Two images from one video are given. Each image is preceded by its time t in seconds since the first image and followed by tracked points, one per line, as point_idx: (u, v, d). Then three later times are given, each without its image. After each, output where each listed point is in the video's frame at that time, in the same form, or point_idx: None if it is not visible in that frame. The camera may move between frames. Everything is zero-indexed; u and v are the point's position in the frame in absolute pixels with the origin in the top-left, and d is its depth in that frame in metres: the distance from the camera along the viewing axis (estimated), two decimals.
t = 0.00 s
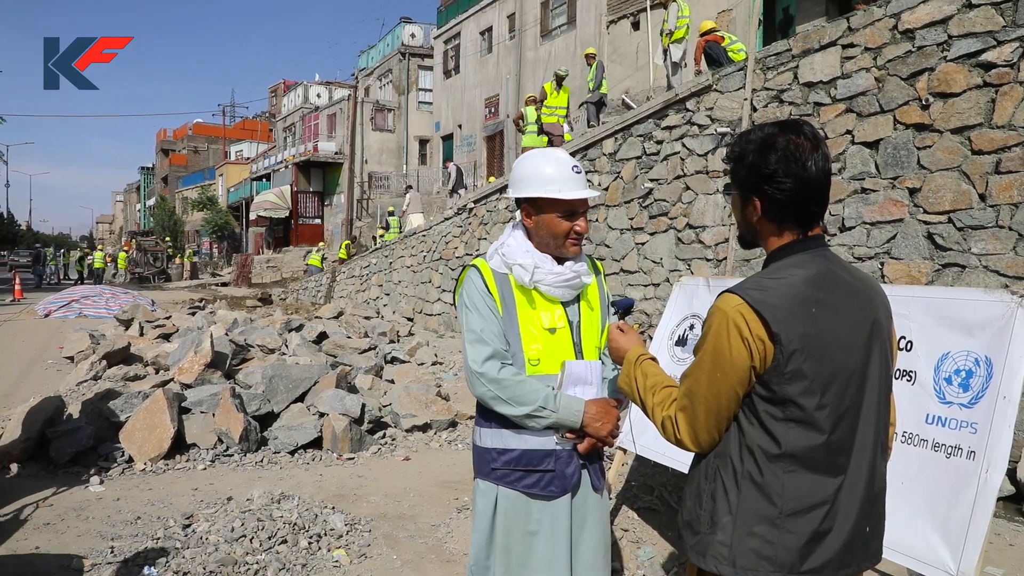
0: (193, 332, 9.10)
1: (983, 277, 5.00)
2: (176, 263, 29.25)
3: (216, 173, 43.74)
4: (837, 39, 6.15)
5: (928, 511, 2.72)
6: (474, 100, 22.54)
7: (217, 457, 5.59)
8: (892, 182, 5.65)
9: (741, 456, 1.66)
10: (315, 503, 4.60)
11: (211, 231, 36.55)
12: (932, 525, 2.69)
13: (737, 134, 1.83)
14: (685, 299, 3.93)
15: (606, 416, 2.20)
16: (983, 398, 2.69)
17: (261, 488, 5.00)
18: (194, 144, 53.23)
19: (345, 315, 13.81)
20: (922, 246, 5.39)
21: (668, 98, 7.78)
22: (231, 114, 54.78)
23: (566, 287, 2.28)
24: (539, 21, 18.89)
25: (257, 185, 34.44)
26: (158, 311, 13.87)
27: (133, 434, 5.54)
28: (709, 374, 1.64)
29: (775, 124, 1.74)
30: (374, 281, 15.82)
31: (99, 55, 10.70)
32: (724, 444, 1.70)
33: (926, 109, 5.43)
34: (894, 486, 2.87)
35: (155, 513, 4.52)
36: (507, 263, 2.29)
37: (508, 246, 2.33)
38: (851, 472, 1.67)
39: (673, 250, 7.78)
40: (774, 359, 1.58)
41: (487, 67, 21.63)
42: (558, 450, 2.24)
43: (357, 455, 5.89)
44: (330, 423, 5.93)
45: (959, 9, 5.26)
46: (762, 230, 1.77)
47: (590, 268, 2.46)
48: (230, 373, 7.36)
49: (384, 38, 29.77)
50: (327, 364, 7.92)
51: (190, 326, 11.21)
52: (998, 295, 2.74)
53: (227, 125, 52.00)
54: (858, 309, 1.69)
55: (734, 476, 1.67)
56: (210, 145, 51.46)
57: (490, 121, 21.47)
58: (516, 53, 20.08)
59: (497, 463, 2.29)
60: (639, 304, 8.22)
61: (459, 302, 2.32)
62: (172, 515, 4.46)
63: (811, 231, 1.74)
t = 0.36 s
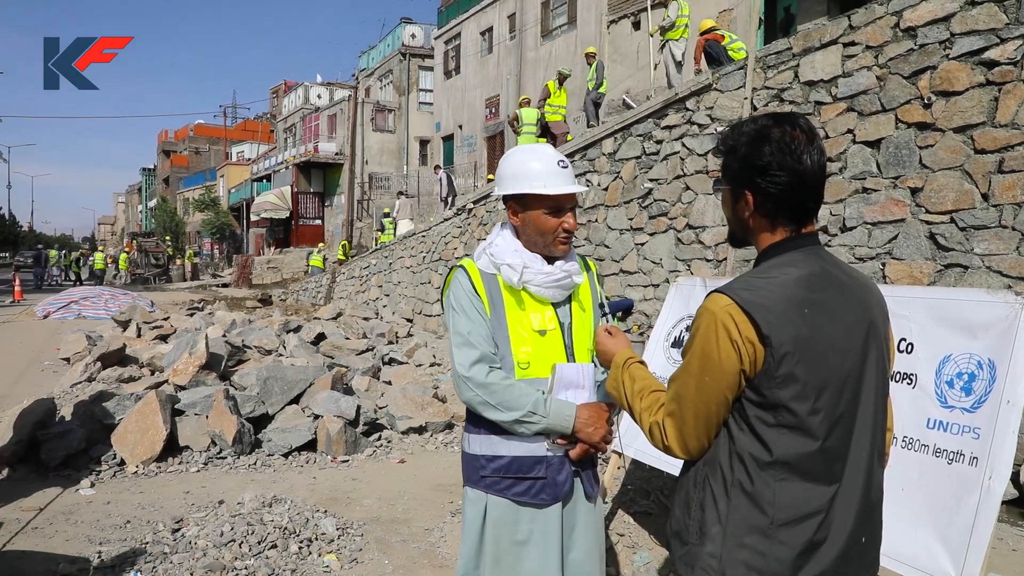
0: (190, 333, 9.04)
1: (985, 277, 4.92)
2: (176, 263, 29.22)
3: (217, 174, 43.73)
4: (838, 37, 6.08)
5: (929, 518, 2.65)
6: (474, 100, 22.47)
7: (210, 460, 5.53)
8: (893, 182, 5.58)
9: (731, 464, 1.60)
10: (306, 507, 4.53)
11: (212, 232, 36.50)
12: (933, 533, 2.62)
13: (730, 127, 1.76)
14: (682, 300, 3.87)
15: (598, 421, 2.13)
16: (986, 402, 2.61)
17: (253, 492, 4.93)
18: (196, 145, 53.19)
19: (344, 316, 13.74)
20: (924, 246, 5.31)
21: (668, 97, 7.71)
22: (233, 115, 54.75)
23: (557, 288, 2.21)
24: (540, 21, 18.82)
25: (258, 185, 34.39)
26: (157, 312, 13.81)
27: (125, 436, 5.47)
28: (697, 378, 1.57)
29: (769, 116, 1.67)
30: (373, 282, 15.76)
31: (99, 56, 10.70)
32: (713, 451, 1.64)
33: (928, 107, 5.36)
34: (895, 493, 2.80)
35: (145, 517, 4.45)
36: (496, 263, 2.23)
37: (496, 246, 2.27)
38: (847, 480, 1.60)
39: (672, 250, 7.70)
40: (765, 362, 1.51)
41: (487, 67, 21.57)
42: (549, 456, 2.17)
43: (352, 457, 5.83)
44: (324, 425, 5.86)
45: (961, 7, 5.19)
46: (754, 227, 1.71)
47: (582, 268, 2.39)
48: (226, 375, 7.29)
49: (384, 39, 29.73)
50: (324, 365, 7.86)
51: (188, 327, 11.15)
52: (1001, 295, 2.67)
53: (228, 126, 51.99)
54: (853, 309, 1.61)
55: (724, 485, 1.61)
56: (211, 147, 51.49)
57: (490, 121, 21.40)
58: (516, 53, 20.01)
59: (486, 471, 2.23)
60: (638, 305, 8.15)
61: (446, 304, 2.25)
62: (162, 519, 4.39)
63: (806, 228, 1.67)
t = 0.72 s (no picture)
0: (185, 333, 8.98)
1: (986, 276, 4.84)
2: (177, 263, 29.18)
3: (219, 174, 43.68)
4: (838, 33, 5.99)
5: (927, 526, 2.57)
6: (474, 99, 22.38)
7: (200, 462, 5.47)
8: (893, 180, 5.49)
9: (716, 474, 1.53)
10: (295, 511, 4.46)
11: (213, 232, 36.45)
12: (930, 541, 2.54)
13: (710, 123, 1.69)
14: (676, 300, 3.79)
15: (585, 427, 2.05)
16: (985, 407, 2.52)
17: (242, 495, 4.86)
18: (197, 144, 53.14)
19: (343, 315, 13.67)
20: (925, 245, 5.23)
21: (666, 95, 7.63)
22: (235, 114, 54.72)
23: (541, 288, 2.13)
24: (540, 19, 18.73)
25: (259, 185, 34.33)
26: (156, 312, 13.76)
27: (114, 439, 5.41)
28: (680, 384, 1.50)
29: (749, 108, 1.61)
30: (372, 281, 15.68)
31: (99, 56, 10.68)
32: (698, 460, 1.57)
33: (928, 104, 5.27)
34: (891, 500, 2.72)
35: (131, 521, 4.39)
36: (477, 264, 2.15)
37: (477, 246, 2.19)
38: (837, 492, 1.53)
39: (671, 249, 7.62)
40: (752, 367, 1.44)
41: (487, 66, 21.49)
42: (535, 465, 2.10)
43: (344, 459, 5.75)
44: (317, 427, 5.79)
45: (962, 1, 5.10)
46: (739, 223, 1.63)
47: (567, 268, 2.32)
48: (220, 376, 7.22)
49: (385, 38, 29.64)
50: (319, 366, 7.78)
51: (185, 327, 11.08)
52: (1002, 296, 2.59)
53: (230, 126, 51.94)
54: (844, 311, 1.54)
55: (709, 497, 1.53)
56: (213, 146, 51.46)
57: (491, 120, 21.29)
58: (516, 51, 19.89)
59: (470, 481, 2.15)
60: (637, 305, 8.07)
61: (426, 308, 2.17)
62: (148, 524, 4.33)
63: (792, 224, 1.60)
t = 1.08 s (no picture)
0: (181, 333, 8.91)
1: (989, 276, 4.75)
2: (178, 262, 29.15)
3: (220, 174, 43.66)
4: (838, 30, 5.91)
5: (926, 532, 2.49)
6: (475, 99, 22.31)
7: (191, 463, 5.40)
8: (894, 178, 5.42)
9: (704, 479, 1.45)
10: (284, 513, 4.39)
11: (214, 231, 36.41)
12: (930, 548, 2.47)
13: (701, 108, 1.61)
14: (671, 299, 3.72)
15: (571, 429, 1.99)
16: (987, 409, 2.45)
17: (232, 497, 4.80)
18: (199, 144, 53.14)
19: (341, 315, 13.60)
20: (926, 244, 5.15)
21: (666, 93, 7.55)
22: (237, 114, 54.70)
23: (526, 286, 2.06)
24: (541, 18, 18.65)
25: (260, 184, 34.28)
26: (154, 311, 13.69)
27: (103, 439, 5.37)
28: (666, 383, 1.42)
29: (746, 91, 1.53)
30: (372, 281, 15.62)
31: (98, 55, 10.64)
32: (685, 463, 1.49)
33: (930, 101, 5.19)
34: (890, 504, 2.65)
35: (119, 522, 4.32)
36: (461, 260, 2.08)
37: (461, 242, 2.12)
38: (832, 496, 1.45)
39: (671, 248, 7.55)
40: (742, 365, 1.37)
41: (488, 66, 21.42)
42: (520, 467, 2.03)
43: (338, 460, 5.68)
44: (310, 428, 5.72)
45: None
46: (734, 214, 1.55)
47: (553, 263, 2.25)
48: (214, 375, 7.16)
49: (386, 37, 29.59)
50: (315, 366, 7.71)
51: (183, 326, 11.02)
52: (1005, 294, 2.51)
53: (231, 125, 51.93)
54: (838, 306, 1.47)
55: (696, 502, 1.46)
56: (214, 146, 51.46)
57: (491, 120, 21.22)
58: (517, 50, 19.81)
59: (453, 485, 2.08)
60: (636, 304, 7.99)
61: (407, 306, 2.10)
62: (136, 526, 4.26)
63: (789, 216, 1.53)
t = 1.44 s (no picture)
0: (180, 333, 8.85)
1: (996, 277, 4.67)
2: (178, 262, 29.10)
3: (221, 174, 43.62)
4: (843, 29, 5.83)
5: (945, 543, 2.42)
6: (476, 99, 22.25)
7: (188, 465, 5.34)
8: (900, 178, 5.34)
9: (718, 491, 1.39)
10: (282, 517, 4.31)
11: (215, 231, 36.36)
12: (949, 559, 2.39)
13: (716, 99, 1.54)
14: (676, 300, 3.65)
15: (575, 433, 1.91)
16: (1008, 415, 2.37)
17: (229, 500, 4.72)
18: (200, 144, 53.11)
19: (342, 315, 13.52)
20: (932, 245, 5.07)
21: (669, 92, 7.48)
22: (238, 114, 54.67)
23: (528, 284, 1.98)
24: (542, 17, 18.58)
25: (261, 184, 34.23)
26: (153, 311, 13.63)
27: (99, 441, 5.29)
28: (679, 389, 1.36)
29: (764, 81, 1.47)
30: (373, 281, 15.55)
31: (98, 54, 10.60)
32: (698, 473, 1.43)
33: (937, 101, 5.11)
34: (905, 513, 2.57)
35: (114, 526, 4.25)
36: (459, 258, 2.00)
37: (458, 239, 2.04)
38: (854, 510, 1.38)
39: (673, 249, 7.47)
40: (760, 371, 1.30)
41: (490, 65, 21.34)
42: (521, 474, 1.95)
43: (337, 463, 5.61)
44: (309, 430, 5.65)
45: None
46: (754, 211, 1.48)
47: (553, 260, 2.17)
48: (213, 376, 7.09)
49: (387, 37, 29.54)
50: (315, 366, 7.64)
51: (182, 326, 10.96)
52: None
53: (233, 125, 51.91)
54: (861, 309, 1.40)
55: (710, 516, 1.39)
56: (215, 146, 51.48)
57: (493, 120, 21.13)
58: (519, 50, 19.73)
59: (450, 491, 2.00)
60: (638, 305, 7.92)
61: (405, 307, 2.01)
62: (130, 530, 4.19)
63: (812, 213, 1.47)
